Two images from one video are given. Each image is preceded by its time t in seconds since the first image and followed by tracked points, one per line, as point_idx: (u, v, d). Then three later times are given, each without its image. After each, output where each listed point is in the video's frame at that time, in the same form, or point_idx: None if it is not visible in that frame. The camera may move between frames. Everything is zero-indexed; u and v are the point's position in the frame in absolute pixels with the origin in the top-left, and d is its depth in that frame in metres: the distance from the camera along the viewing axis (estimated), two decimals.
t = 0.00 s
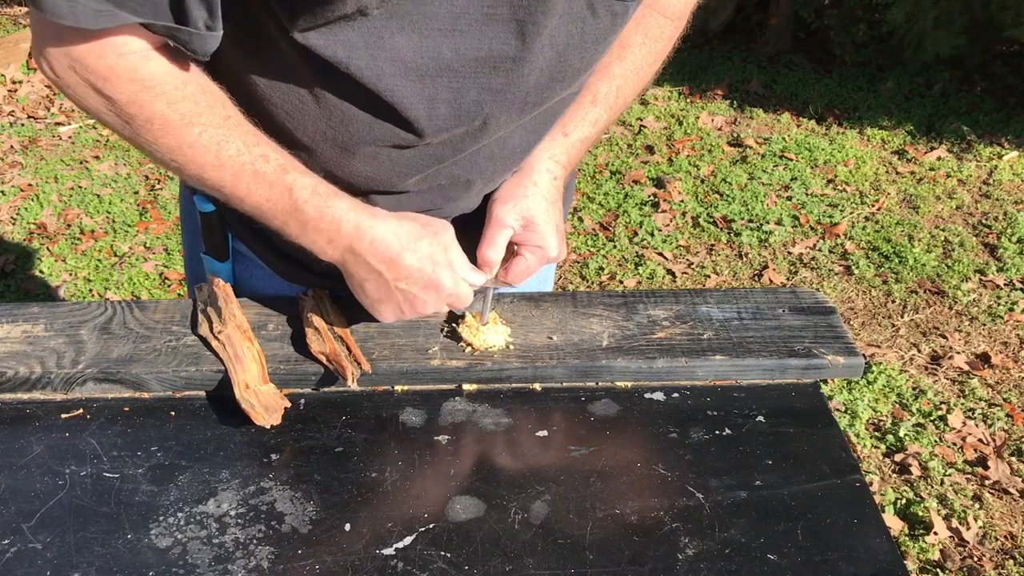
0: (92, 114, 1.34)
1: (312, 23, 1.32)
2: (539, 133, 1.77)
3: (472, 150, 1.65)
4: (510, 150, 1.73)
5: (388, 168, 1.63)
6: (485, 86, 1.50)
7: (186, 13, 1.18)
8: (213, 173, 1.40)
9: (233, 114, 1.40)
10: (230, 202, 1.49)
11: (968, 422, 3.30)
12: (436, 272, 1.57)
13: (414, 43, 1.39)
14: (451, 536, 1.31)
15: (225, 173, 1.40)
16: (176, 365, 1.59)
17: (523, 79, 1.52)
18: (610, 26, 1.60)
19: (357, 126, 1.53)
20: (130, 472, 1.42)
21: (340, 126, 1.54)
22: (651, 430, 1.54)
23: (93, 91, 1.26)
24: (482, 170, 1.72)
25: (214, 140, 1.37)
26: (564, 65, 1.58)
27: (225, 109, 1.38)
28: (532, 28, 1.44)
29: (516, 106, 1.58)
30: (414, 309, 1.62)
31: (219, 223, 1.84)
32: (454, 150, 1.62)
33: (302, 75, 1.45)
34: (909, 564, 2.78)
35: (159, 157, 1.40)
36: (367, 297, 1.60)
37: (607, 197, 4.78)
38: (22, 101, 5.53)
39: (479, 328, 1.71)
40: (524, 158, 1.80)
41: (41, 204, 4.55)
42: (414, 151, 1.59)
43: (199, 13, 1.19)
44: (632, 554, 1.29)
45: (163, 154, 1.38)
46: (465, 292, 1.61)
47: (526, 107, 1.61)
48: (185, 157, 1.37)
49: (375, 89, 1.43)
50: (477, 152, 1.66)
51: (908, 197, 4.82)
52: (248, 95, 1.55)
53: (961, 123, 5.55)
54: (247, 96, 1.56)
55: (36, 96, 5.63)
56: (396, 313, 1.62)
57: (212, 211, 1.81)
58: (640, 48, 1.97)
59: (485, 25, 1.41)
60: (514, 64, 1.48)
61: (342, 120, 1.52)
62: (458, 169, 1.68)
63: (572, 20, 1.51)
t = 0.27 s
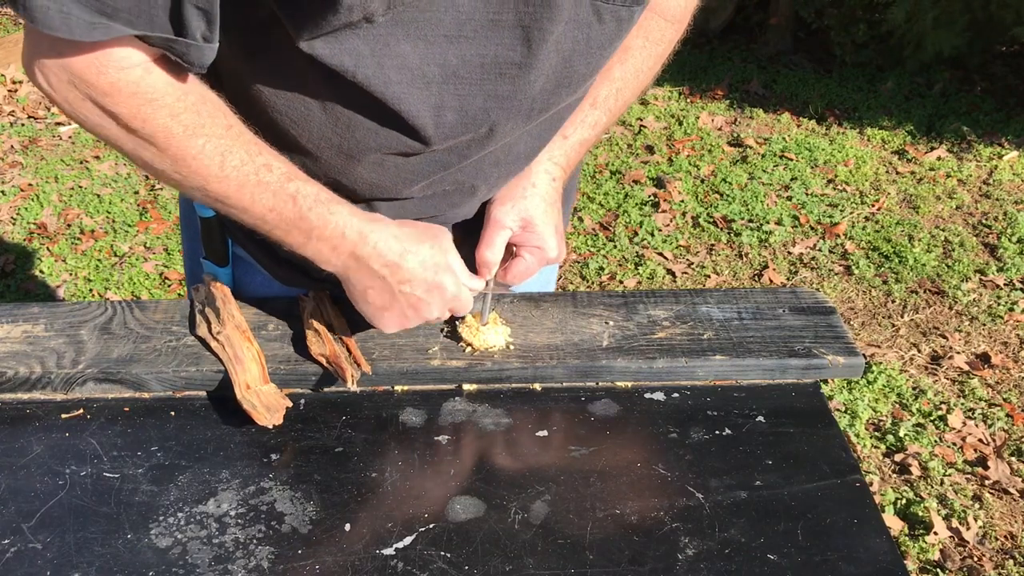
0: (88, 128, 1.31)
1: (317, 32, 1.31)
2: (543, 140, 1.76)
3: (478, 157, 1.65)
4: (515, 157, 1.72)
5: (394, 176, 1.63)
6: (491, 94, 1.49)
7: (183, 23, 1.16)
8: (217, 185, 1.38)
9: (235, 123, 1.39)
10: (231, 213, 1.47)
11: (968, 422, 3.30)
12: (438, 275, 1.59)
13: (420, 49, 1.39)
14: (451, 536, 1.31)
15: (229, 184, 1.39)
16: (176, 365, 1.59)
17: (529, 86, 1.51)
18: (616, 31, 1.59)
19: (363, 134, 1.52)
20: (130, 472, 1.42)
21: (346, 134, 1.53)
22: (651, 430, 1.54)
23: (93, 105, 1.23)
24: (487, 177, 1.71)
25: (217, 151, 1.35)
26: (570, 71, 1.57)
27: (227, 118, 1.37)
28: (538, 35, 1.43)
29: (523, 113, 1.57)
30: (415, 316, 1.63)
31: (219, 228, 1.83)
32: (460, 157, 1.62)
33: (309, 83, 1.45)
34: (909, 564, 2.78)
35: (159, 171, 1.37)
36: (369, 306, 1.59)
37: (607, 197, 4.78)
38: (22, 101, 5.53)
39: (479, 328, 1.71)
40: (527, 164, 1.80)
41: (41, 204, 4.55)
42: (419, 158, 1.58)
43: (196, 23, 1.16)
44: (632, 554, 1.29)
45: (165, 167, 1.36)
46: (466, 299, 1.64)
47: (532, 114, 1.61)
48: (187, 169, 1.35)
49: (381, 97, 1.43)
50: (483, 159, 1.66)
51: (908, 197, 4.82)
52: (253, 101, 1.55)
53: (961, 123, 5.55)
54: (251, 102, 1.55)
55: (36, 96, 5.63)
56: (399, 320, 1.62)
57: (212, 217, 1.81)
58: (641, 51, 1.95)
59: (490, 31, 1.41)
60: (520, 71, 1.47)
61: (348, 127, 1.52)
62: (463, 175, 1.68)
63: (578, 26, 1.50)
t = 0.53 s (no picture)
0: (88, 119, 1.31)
1: (326, 29, 1.31)
2: (554, 140, 1.77)
3: (487, 154, 1.66)
4: (526, 155, 1.73)
5: (403, 174, 1.63)
6: (501, 89, 1.50)
7: (189, 21, 1.15)
8: (211, 182, 1.37)
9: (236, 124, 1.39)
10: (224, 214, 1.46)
11: (968, 422, 3.29)
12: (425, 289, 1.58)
13: (430, 45, 1.39)
14: (451, 536, 1.31)
15: (223, 182, 1.38)
16: (176, 365, 1.59)
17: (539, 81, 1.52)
18: (626, 25, 1.60)
19: (373, 132, 1.52)
20: (130, 472, 1.42)
21: (355, 132, 1.53)
22: (651, 430, 1.54)
23: (96, 94, 1.23)
24: (496, 175, 1.72)
25: (215, 148, 1.35)
26: (580, 66, 1.58)
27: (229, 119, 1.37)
28: (549, 29, 1.44)
29: (533, 109, 1.58)
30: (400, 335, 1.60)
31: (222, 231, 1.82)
32: (469, 153, 1.63)
33: (319, 80, 1.44)
34: (909, 564, 2.78)
35: (154, 165, 1.37)
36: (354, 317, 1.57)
37: (607, 197, 4.78)
38: (22, 101, 5.53)
39: (474, 332, 1.70)
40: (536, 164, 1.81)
41: (41, 204, 4.55)
42: (429, 154, 1.59)
43: (202, 21, 1.16)
44: (632, 554, 1.29)
45: (159, 162, 1.35)
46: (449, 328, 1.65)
47: (542, 110, 1.62)
48: (183, 164, 1.34)
49: (392, 94, 1.43)
50: (491, 154, 1.66)
51: (908, 197, 4.82)
52: (258, 103, 1.53)
53: (961, 123, 5.55)
54: (256, 103, 1.54)
55: (36, 96, 5.63)
56: (383, 335, 1.59)
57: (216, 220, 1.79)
58: (649, 48, 1.95)
59: (500, 26, 1.41)
60: (530, 65, 1.48)
61: (357, 125, 1.51)
62: (472, 171, 1.69)
63: (587, 20, 1.51)
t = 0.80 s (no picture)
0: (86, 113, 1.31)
1: (325, 30, 1.31)
2: (555, 141, 1.77)
3: (487, 154, 1.66)
4: (526, 156, 1.73)
5: (403, 173, 1.63)
6: (500, 90, 1.50)
7: (187, 19, 1.15)
8: (212, 177, 1.39)
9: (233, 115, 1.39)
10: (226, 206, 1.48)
11: (968, 422, 3.29)
12: (427, 277, 1.61)
13: (430, 46, 1.39)
14: (450, 536, 1.31)
15: (223, 177, 1.39)
16: (176, 365, 1.59)
17: (539, 83, 1.52)
18: (627, 28, 1.60)
19: (373, 131, 1.52)
20: (130, 472, 1.42)
21: (355, 131, 1.53)
22: (651, 430, 1.54)
23: (91, 90, 1.22)
24: (497, 176, 1.72)
25: (213, 143, 1.35)
26: (581, 69, 1.57)
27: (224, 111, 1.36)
28: (548, 31, 1.43)
29: (533, 110, 1.58)
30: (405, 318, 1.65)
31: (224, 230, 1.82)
32: (469, 153, 1.63)
33: (318, 81, 1.44)
34: (909, 564, 2.78)
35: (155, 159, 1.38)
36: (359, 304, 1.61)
37: (607, 197, 4.78)
38: (22, 101, 5.53)
39: (475, 332, 1.70)
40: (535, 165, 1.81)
41: (41, 204, 4.55)
42: (429, 154, 1.59)
43: (200, 20, 1.16)
44: (632, 554, 1.29)
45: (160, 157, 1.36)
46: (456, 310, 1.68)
47: (543, 112, 1.62)
48: (183, 159, 1.35)
49: (391, 93, 1.43)
50: (492, 155, 1.67)
51: (908, 197, 4.82)
52: (258, 102, 1.53)
53: (961, 123, 5.55)
54: (256, 102, 1.54)
55: (36, 96, 5.63)
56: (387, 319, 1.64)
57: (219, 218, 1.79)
58: (650, 50, 1.95)
59: (500, 27, 1.41)
60: (530, 67, 1.48)
61: (357, 125, 1.51)
62: (473, 171, 1.69)
63: (588, 22, 1.51)
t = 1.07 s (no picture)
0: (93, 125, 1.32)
1: (326, 31, 1.30)
2: (555, 142, 1.78)
3: (486, 154, 1.66)
4: (526, 157, 1.73)
5: (404, 174, 1.64)
6: (500, 91, 1.50)
7: (190, 24, 1.15)
8: (218, 185, 1.39)
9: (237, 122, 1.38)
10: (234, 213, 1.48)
11: (968, 422, 3.29)
12: (436, 280, 1.60)
13: (430, 46, 1.39)
14: (451, 536, 1.31)
15: (230, 185, 1.39)
16: (176, 365, 1.59)
17: (540, 83, 1.52)
18: (627, 29, 1.60)
19: (373, 131, 1.52)
20: (130, 471, 1.42)
21: (355, 131, 1.53)
22: (651, 430, 1.54)
23: (94, 101, 1.23)
24: (496, 176, 1.72)
25: (217, 151, 1.35)
26: (581, 69, 1.57)
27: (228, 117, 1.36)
28: (548, 32, 1.43)
29: (533, 111, 1.58)
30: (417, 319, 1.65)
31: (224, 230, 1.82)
32: (468, 153, 1.63)
33: (319, 81, 1.44)
34: (909, 564, 2.78)
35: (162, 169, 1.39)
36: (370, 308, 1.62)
37: (607, 197, 4.78)
38: (22, 101, 5.53)
39: (476, 332, 1.70)
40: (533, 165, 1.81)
41: (41, 205, 4.55)
42: (429, 154, 1.59)
43: (203, 23, 1.16)
44: (632, 554, 1.29)
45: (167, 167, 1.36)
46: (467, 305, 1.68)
47: (543, 113, 1.62)
48: (188, 168, 1.36)
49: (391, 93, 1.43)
50: (492, 155, 1.67)
51: (908, 197, 4.82)
52: (258, 103, 1.53)
53: (961, 124, 5.55)
54: (256, 102, 1.54)
55: (36, 96, 5.63)
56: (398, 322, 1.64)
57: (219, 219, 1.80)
58: (649, 51, 1.95)
59: (500, 28, 1.41)
60: (530, 67, 1.48)
61: (358, 125, 1.52)
62: (472, 171, 1.69)
63: (587, 23, 1.51)
